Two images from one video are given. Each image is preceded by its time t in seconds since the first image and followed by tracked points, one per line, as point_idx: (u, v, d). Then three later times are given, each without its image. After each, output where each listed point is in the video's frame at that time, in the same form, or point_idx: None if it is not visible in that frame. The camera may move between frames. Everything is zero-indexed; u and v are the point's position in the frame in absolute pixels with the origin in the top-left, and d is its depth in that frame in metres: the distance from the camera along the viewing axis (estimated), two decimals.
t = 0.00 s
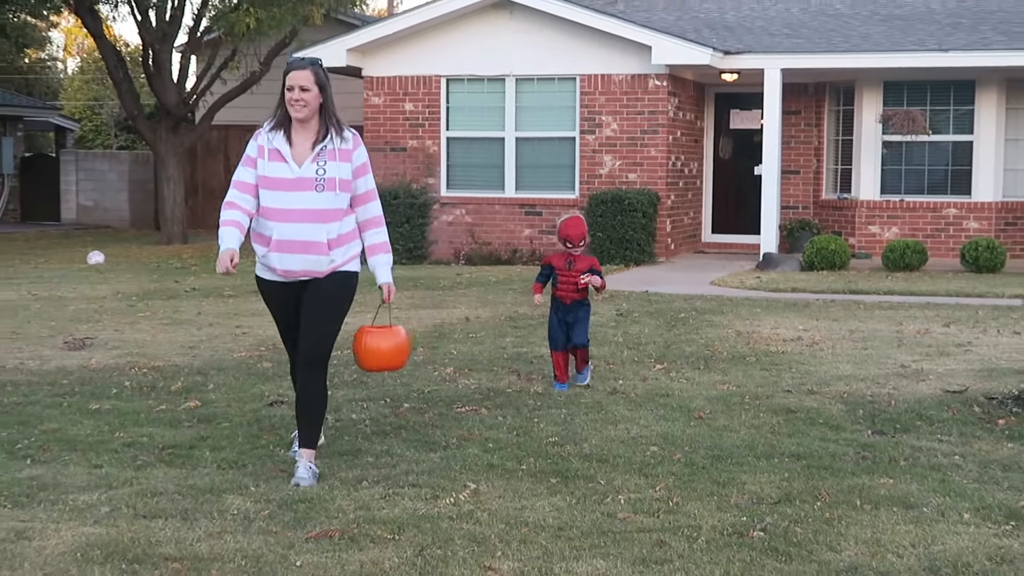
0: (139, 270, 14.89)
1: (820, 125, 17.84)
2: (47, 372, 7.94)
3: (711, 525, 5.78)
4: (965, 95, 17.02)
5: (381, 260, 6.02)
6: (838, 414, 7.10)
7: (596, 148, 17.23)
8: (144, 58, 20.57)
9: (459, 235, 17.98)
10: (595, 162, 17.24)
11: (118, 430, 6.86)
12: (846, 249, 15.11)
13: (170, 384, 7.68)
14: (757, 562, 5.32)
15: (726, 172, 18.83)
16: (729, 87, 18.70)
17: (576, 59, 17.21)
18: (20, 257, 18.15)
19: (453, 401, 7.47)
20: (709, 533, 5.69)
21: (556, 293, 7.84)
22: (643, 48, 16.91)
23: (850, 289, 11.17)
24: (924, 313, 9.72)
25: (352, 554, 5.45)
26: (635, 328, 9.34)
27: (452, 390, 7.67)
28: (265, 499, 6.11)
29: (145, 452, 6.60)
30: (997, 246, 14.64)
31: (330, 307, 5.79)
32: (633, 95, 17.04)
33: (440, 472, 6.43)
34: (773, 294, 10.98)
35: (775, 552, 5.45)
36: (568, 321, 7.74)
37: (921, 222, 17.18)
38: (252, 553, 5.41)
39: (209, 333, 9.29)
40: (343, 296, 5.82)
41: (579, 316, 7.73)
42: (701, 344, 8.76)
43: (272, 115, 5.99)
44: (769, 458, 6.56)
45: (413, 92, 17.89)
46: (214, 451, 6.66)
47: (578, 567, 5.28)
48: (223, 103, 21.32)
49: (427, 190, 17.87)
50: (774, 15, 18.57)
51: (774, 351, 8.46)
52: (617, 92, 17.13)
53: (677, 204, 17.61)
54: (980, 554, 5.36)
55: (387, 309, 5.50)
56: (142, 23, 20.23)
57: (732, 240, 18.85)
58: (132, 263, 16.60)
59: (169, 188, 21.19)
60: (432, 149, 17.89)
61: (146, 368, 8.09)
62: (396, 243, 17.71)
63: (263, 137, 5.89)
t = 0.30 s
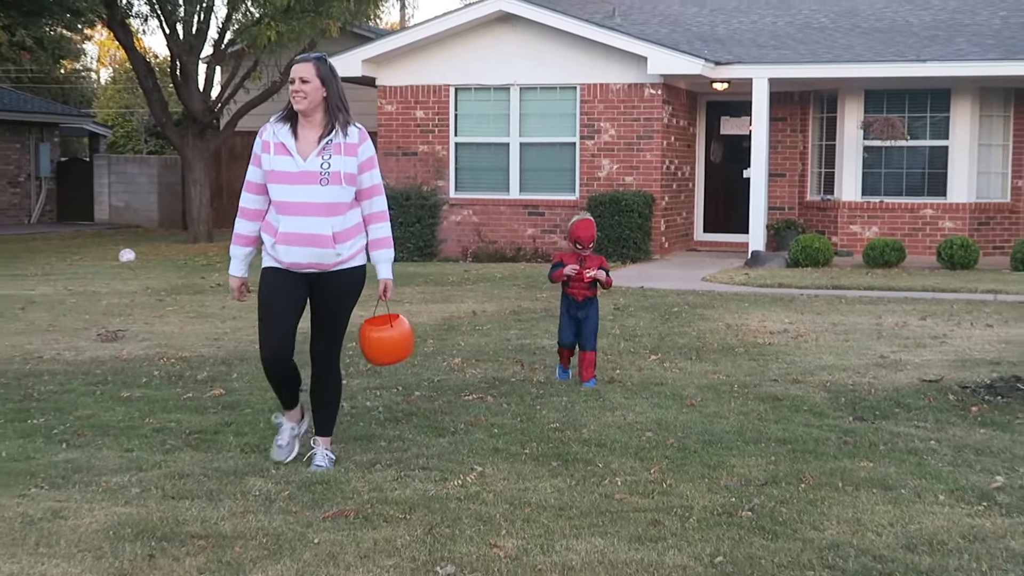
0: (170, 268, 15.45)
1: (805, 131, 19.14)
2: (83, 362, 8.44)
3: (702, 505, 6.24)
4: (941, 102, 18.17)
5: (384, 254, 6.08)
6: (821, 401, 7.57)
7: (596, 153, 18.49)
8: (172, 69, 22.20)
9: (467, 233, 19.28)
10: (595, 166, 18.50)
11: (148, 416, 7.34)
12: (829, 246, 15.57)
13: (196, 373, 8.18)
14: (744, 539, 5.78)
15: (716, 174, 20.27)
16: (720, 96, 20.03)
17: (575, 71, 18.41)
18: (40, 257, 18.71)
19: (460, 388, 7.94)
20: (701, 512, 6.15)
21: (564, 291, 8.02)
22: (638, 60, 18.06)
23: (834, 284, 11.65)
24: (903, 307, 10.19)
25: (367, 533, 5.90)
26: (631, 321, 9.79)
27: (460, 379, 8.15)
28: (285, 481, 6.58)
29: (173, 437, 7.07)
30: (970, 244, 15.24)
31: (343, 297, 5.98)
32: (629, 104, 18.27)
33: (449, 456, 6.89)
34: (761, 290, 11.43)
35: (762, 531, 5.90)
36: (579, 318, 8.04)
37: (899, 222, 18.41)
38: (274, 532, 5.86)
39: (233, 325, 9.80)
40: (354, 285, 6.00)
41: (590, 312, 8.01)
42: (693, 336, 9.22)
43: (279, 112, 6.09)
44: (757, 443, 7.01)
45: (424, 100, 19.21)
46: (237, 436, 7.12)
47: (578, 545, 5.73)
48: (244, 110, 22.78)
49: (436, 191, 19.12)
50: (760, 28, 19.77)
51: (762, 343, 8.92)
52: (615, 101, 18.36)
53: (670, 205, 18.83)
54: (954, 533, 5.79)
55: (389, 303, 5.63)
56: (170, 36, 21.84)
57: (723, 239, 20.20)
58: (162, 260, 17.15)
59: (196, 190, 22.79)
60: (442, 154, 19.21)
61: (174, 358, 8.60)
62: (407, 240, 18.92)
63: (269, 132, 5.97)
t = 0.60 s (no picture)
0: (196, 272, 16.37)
1: (789, 144, 20.84)
2: (113, 362, 9.00)
3: (692, 494, 6.71)
4: (915, 118, 19.83)
5: (384, 266, 6.25)
6: (803, 397, 8.09)
7: (593, 165, 19.86)
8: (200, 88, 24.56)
9: (473, 240, 20.69)
10: (592, 177, 19.89)
11: (175, 411, 7.87)
12: (811, 253, 16.47)
13: (220, 371, 8.74)
14: (731, 526, 6.22)
15: (706, 185, 21.83)
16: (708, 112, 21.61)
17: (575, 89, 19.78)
18: (57, 267, 19.41)
19: (466, 386, 8.49)
20: (691, 501, 6.62)
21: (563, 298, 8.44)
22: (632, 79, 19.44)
23: (816, 288, 12.21)
24: (880, 308, 10.75)
25: (379, 519, 6.35)
26: (626, 322, 10.31)
27: (467, 376, 8.69)
28: (303, 471, 7.08)
29: (198, 430, 7.57)
30: (942, 251, 16.62)
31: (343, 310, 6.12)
32: (626, 120, 19.61)
33: (456, 449, 7.38)
34: (747, 293, 11.97)
35: (748, 518, 6.35)
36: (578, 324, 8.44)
37: (877, 230, 20.01)
38: (292, 518, 6.32)
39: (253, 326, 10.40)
40: (351, 299, 6.15)
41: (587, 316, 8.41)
42: (684, 335, 9.74)
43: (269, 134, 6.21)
44: (744, 436, 7.51)
45: (432, 116, 20.56)
46: (258, 429, 7.62)
47: (575, 530, 6.18)
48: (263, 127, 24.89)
49: (444, 201, 20.51)
50: (746, 49, 20.90)
51: (747, 342, 9.44)
52: (611, 116, 19.68)
53: (661, 214, 20.22)
54: (927, 519, 6.24)
55: (392, 313, 5.77)
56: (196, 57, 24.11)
57: (709, 245, 21.77)
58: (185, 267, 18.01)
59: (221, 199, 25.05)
60: (448, 166, 20.58)
61: (199, 356, 9.18)
62: (417, 247, 20.36)
63: (258, 154, 6.09)
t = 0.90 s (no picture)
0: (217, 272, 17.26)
1: (775, 149, 22.14)
2: (141, 354, 9.55)
3: (686, 476, 7.21)
4: (894, 124, 21.10)
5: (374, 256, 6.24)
6: (789, 386, 8.63)
7: (592, 169, 20.79)
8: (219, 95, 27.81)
9: (479, 239, 21.75)
10: (591, 180, 20.82)
11: (201, 399, 8.42)
12: (796, 251, 17.14)
13: (244, 361, 9.31)
14: (721, 506, 6.70)
15: (699, 188, 22.95)
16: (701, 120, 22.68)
17: (575, 98, 20.71)
18: (90, 266, 20.60)
19: (474, 374, 9.05)
20: (685, 482, 7.11)
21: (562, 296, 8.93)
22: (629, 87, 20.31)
23: (801, 283, 12.79)
24: (861, 303, 11.31)
25: (392, 500, 6.83)
26: (622, 315, 10.85)
27: (474, 366, 9.24)
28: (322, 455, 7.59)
29: (223, 416, 8.10)
30: (919, 249, 17.39)
31: (323, 307, 6.00)
32: (622, 126, 20.50)
33: (464, 434, 7.90)
34: (738, 288, 12.53)
35: (738, 498, 6.83)
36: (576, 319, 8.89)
37: (858, 229, 21.28)
38: (311, 497, 6.81)
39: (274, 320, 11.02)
40: (336, 293, 6.07)
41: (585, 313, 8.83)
42: (677, 328, 10.28)
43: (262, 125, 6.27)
44: (733, 422, 8.03)
45: (441, 123, 21.54)
46: (279, 416, 8.14)
47: (576, 510, 6.65)
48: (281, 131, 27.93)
49: (453, 203, 21.52)
50: (736, 60, 21.45)
51: (736, 334, 9.99)
52: (609, 123, 20.62)
53: (657, 214, 21.17)
54: (906, 501, 6.70)
55: (380, 300, 5.73)
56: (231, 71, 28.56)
57: (702, 244, 22.98)
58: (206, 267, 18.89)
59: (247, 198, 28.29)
60: (457, 170, 21.62)
61: (224, 348, 9.77)
62: (427, 246, 21.34)
63: (251, 145, 6.16)
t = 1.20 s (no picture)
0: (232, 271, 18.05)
1: (764, 156, 23.16)
2: (166, 348, 10.11)
3: (679, 463, 7.69)
4: (875, 133, 21.87)
5: (367, 278, 6.17)
6: (776, 377, 9.18)
7: (591, 174, 21.41)
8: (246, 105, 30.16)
9: (486, 239, 22.45)
10: (590, 185, 21.43)
11: (224, 389, 8.96)
12: (784, 251, 17.75)
13: (265, 353, 9.88)
14: (713, 490, 7.18)
15: (692, 192, 23.50)
16: (695, 128, 23.24)
17: (577, 106, 21.30)
18: (118, 264, 21.72)
19: (481, 366, 9.60)
20: (678, 469, 7.60)
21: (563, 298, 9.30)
22: (626, 96, 20.87)
23: (788, 281, 13.36)
24: (845, 300, 11.87)
25: (405, 485, 7.32)
26: (619, 311, 11.41)
27: (481, 359, 9.80)
28: (338, 442, 8.11)
29: (245, 406, 8.63)
30: (900, 250, 17.99)
31: (319, 320, 5.92)
32: (620, 134, 21.08)
33: (471, 422, 8.43)
34: (729, 286, 13.05)
35: (729, 484, 7.31)
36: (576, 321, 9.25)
37: (841, 231, 22.15)
38: (328, 483, 7.31)
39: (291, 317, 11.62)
40: (331, 309, 6.00)
41: (584, 315, 9.19)
42: (671, 323, 10.84)
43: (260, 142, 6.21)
44: (724, 412, 8.56)
45: (450, 131, 22.17)
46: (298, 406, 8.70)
47: (577, 495, 7.13)
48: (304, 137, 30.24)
49: (461, 206, 22.18)
50: (727, 71, 22.03)
51: (728, 330, 10.54)
52: (608, 131, 21.19)
53: (652, 216, 21.75)
54: (886, 487, 7.17)
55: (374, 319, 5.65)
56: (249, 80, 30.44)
57: (695, 245, 23.48)
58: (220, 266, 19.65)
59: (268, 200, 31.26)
60: (465, 175, 22.27)
61: (246, 341, 10.36)
62: (437, 245, 21.99)
63: (248, 161, 6.10)
